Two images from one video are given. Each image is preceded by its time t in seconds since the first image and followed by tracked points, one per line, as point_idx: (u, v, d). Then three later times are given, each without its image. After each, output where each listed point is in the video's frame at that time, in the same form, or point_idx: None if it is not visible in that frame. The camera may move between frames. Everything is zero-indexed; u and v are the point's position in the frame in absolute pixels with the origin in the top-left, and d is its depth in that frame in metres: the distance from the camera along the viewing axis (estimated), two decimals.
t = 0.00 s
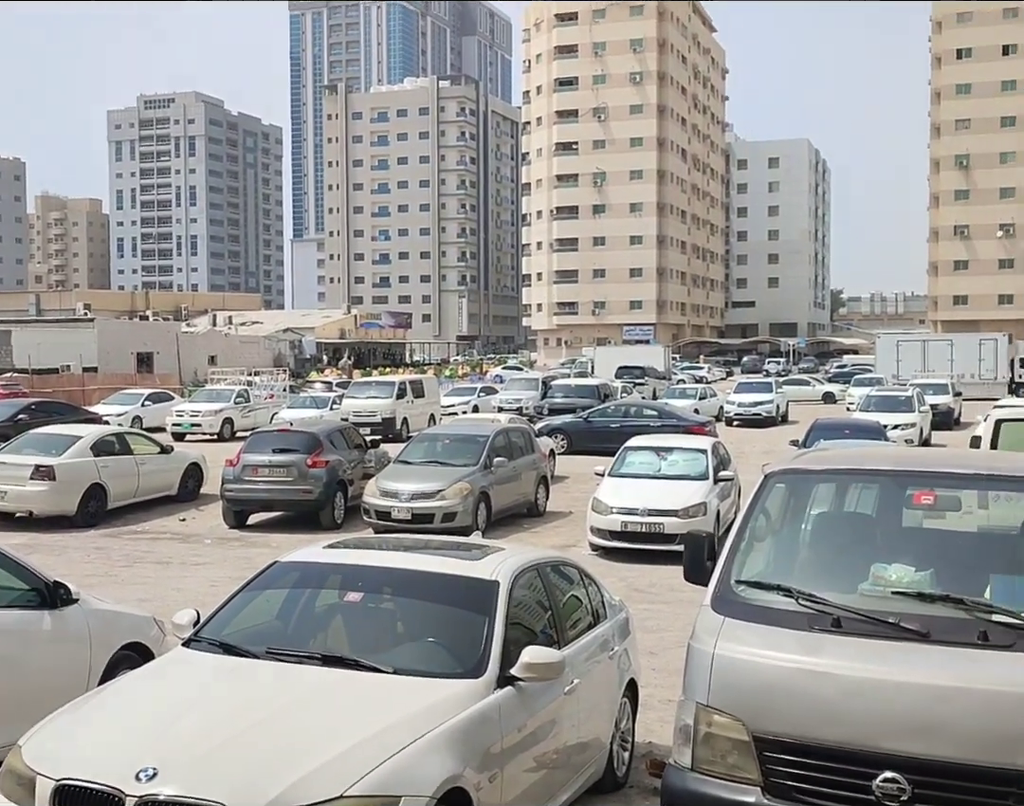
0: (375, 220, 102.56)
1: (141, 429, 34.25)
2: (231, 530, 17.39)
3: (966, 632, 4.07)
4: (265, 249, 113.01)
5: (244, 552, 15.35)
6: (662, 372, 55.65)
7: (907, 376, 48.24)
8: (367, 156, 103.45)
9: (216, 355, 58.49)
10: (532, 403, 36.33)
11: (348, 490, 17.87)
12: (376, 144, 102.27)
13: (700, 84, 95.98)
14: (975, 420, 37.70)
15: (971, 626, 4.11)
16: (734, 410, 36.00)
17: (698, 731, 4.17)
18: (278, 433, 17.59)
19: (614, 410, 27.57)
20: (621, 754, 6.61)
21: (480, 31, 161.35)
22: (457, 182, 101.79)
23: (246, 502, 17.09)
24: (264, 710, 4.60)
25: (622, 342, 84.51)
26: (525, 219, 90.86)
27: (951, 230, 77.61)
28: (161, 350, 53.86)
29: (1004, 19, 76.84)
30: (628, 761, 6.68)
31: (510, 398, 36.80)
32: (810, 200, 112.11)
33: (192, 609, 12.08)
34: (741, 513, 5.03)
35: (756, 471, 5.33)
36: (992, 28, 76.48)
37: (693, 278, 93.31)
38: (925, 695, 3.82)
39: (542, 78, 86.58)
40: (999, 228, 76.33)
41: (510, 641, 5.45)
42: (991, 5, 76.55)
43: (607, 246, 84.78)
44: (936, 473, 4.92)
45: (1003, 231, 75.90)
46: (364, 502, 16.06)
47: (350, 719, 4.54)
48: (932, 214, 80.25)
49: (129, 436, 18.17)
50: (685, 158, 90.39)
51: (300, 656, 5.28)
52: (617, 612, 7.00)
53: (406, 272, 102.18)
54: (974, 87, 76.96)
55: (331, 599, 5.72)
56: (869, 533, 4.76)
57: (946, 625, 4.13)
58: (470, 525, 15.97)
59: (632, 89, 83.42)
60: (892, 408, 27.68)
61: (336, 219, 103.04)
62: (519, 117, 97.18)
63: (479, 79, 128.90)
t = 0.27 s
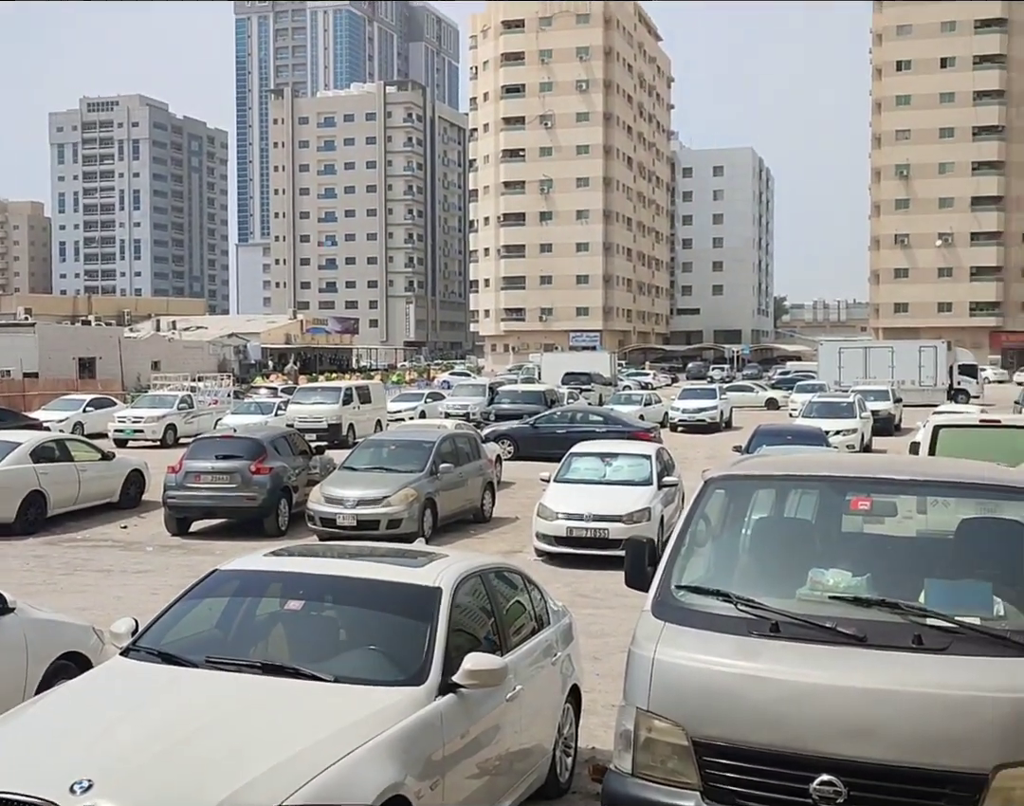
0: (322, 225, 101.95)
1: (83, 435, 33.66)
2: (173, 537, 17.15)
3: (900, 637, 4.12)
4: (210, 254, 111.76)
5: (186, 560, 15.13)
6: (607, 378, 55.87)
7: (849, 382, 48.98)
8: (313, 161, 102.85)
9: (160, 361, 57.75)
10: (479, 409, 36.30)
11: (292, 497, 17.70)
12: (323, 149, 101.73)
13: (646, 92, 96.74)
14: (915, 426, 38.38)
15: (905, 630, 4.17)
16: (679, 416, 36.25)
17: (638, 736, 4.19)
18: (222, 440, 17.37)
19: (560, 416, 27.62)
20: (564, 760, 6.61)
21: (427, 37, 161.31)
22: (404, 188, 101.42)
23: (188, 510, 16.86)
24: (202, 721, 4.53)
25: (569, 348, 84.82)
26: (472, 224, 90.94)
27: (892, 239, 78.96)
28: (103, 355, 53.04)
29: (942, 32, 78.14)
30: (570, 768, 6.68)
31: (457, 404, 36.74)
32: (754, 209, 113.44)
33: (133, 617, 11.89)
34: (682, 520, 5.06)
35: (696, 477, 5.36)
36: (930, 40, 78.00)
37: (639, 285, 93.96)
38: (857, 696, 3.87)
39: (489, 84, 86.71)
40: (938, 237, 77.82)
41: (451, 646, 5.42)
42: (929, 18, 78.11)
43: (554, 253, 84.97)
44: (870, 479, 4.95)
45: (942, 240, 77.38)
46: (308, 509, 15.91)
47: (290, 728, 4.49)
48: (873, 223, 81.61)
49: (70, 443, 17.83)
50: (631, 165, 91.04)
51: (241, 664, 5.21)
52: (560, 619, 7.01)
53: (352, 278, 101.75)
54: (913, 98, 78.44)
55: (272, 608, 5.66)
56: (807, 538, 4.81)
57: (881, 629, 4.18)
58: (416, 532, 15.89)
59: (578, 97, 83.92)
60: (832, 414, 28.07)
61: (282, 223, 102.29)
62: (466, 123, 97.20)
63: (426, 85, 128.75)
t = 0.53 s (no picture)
0: (255, 228, 100.87)
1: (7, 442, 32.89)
2: (101, 545, 16.83)
3: (824, 638, 4.17)
4: (140, 257, 109.91)
5: (114, 568, 14.84)
6: (543, 383, 56.01)
7: (780, 387, 49.74)
8: (246, 163, 101.73)
9: (89, 365, 56.63)
10: (413, 414, 36.17)
11: (223, 503, 17.45)
12: (256, 152, 100.71)
13: (580, 99, 97.35)
14: (844, 430, 39.08)
15: (830, 632, 4.21)
16: (613, 421, 36.49)
17: (567, 741, 4.18)
18: (150, 445, 17.08)
19: (495, 421, 27.64)
20: (496, 764, 6.60)
21: (362, 41, 160.51)
22: (339, 192, 100.67)
23: (116, 516, 16.55)
24: (125, 730, 4.44)
25: (504, 353, 84.96)
26: (407, 228, 90.69)
27: (822, 245, 80.30)
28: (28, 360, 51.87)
29: (870, 42, 79.55)
30: (502, 774, 6.66)
31: (392, 409, 36.57)
32: (687, 215, 114.70)
33: (58, 627, 11.61)
34: (611, 523, 5.07)
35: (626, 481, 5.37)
36: (858, 50, 79.48)
37: (575, 290, 94.48)
38: (782, 697, 3.91)
39: (424, 89, 86.53)
40: (867, 243, 79.36)
41: (380, 652, 5.37)
42: (857, 29, 79.58)
43: (489, 258, 85.03)
44: (797, 482, 4.99)
45: (870, 247, 78.99)
46: (239, 515, 15.71)
47: (215, 737, 4.41)
48: (804, 229, 82.97)
49: None
50: (566, 171, 91.48)
51: (166, 674, 5.11)
52: (492, 623, 6.99)
53: (286, 281, 100.81)
54: (842, 107, 79.88)
55: (199, 615, 5.55)
56: (735, 541, 4.85)
57: (807, 631, 4.23)
58: (348, 539, 15.75)
59: (513, 102, 84.21)
60: (763, 419, 28.46)
61: (215, 226, 101.02)
62: (402, 127, 96.89)
63: (361, 89, 128.14)
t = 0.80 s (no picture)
0: (179, 232, 99.23)
1: None
2: (19, 555, 16.36)
3: (744, 642, 4.20)
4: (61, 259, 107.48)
5: (30, 577, 14.45)
6: (472, 388, 55.98)
7: (705, 391, 50.40)
8: (170, 166, 100.05)
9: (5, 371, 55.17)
10: (341, 420, 35.88)
11: (146, 511, 17.10)
12: (180, 154, 99.10)
13: (508, 105, 97.64)
14: (768, 434, 39.69)
15: (750, 635, 4.26)
16: (541, 426, 36.61)
17: (489, 747, 4.16)
18: (70, 453, 16.68)
19: (423, 426, 27.54)
20: (421, 772, 6.55)
21: (289, 43, 158.94)
22: (265, 195, 99.54)
23: (34, 525, 16.13)
24: (35, 745, 4.30)
25: (433, 358, 84.75)
26: (334, 232, 90.01)
27: (746, 252, 81.57)
28: None
29: (792, 52, 81.03)
30: (427, 781, 6.62)
31: (319, 415, 36.23)
32: (614, 222, 115.65)
33: None
34: (534, 528, 5.07)
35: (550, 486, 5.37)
36: (781, 60, 80.86)
37: (503, 296, 94.64)
38: (702, 702, 3.93)
39: (351, 92, 86.02)
40: (790, 250, 80.84)
41: (302, 661, 5.28)
42: (780, 39, 80.96)
43: (417, 263, 84.80)
44: (720, 485, 5.04)
45: (793, 254, 80.49)
46: (161, 524, 15.41)
47: (130, 749, 4.30)
48: (728, 236, 84.23)
49: None
50: (494, 176, 91.63)
51: (81, 686, 4.97)
52: (417, 629, 6.95)
53: (212, 286, 99.46)
54: (766, 115, 81.27)
55: (117, 624, 5.42)
56: (658, 545, 4.88)
57: (726, 633, 4.26)
58: (274, 547, 15.54)
59: (441, 107, 84.15)
60: (689, 423, 28.81)
61: (137, 229, 99.17)
62: (329, 131, 96.10)
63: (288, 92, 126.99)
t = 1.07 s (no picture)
0: (98, 235, 97.17)
1: None
2: None
3: (663, 643, 4.24)
4: None
5: None
6: (397, 393, 55.76)
7: (630, 396, 50.88)
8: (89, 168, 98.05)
9: None
10: (265, 426, 35.46)
11: (63, 518, 16.69)
12: (99, 156, 97.19)
13: (433, 109, 97.53)
14: (691, 438, 40.20)
15: (669, 635, 4.30)
16: (467, 430, 36.59)
17: (411, 753, 4.14)
18: None
19: (348, 431, 27.34)
20: (343, 779, 6.49)
21: (210, 44, 156.76)
22: (187, 198, 98.04)
23: None
24: None
25: (358, 362, 84.27)
26: (258, 236, 88.93)
27: (669, 258, 82.60)
28: None
29: (714, 60, 82.24)
30: (350, 788, 6.56)
31: (242, 421, 35.77)
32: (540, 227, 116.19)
33: None
34: (457, 532, 5.06)
35: (471, 491, 5.36)
36: (702, 68, 82.02)
37: (428, 300, 94.42)
38: (623, 705, 3.96)
39: (274, 95, 85.19)
40: (712, 256, 82.03)
41: (222, 670, 5.19)
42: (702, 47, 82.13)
43: (341, 267, 84.22)
44: (640, 488, 5.07)
45: (715, 260, 81.68)
46: (80, 532, 15.07)
47: (42, 762, 4.18)
48: (651, 242, 85.16)
49: None
50: (419, 181, 91.43)
51: None
52: (339, 635, 6.87)
53: (132, 290, 97.67)
54: (688, 123, 82.38)
55: (32, 636, 5.28)
56: (579, 548, 4.90)
57: (646, 636, 4.30)
58: (195, 554, 15.29)
59: (365, 111, 83.73)
60: (614, 427, 29.03)
61: (55, 231, 96.90)
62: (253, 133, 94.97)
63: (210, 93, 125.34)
